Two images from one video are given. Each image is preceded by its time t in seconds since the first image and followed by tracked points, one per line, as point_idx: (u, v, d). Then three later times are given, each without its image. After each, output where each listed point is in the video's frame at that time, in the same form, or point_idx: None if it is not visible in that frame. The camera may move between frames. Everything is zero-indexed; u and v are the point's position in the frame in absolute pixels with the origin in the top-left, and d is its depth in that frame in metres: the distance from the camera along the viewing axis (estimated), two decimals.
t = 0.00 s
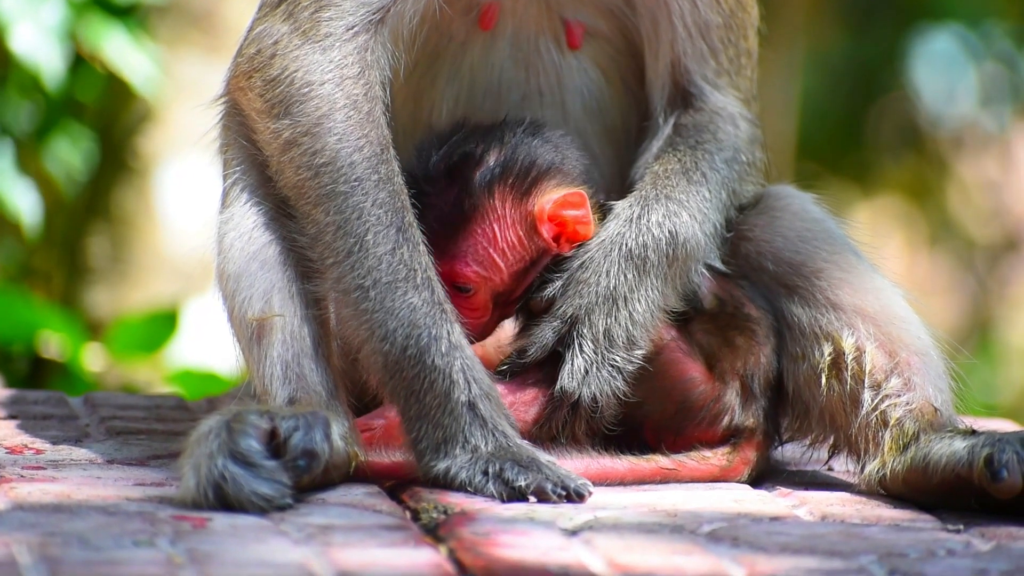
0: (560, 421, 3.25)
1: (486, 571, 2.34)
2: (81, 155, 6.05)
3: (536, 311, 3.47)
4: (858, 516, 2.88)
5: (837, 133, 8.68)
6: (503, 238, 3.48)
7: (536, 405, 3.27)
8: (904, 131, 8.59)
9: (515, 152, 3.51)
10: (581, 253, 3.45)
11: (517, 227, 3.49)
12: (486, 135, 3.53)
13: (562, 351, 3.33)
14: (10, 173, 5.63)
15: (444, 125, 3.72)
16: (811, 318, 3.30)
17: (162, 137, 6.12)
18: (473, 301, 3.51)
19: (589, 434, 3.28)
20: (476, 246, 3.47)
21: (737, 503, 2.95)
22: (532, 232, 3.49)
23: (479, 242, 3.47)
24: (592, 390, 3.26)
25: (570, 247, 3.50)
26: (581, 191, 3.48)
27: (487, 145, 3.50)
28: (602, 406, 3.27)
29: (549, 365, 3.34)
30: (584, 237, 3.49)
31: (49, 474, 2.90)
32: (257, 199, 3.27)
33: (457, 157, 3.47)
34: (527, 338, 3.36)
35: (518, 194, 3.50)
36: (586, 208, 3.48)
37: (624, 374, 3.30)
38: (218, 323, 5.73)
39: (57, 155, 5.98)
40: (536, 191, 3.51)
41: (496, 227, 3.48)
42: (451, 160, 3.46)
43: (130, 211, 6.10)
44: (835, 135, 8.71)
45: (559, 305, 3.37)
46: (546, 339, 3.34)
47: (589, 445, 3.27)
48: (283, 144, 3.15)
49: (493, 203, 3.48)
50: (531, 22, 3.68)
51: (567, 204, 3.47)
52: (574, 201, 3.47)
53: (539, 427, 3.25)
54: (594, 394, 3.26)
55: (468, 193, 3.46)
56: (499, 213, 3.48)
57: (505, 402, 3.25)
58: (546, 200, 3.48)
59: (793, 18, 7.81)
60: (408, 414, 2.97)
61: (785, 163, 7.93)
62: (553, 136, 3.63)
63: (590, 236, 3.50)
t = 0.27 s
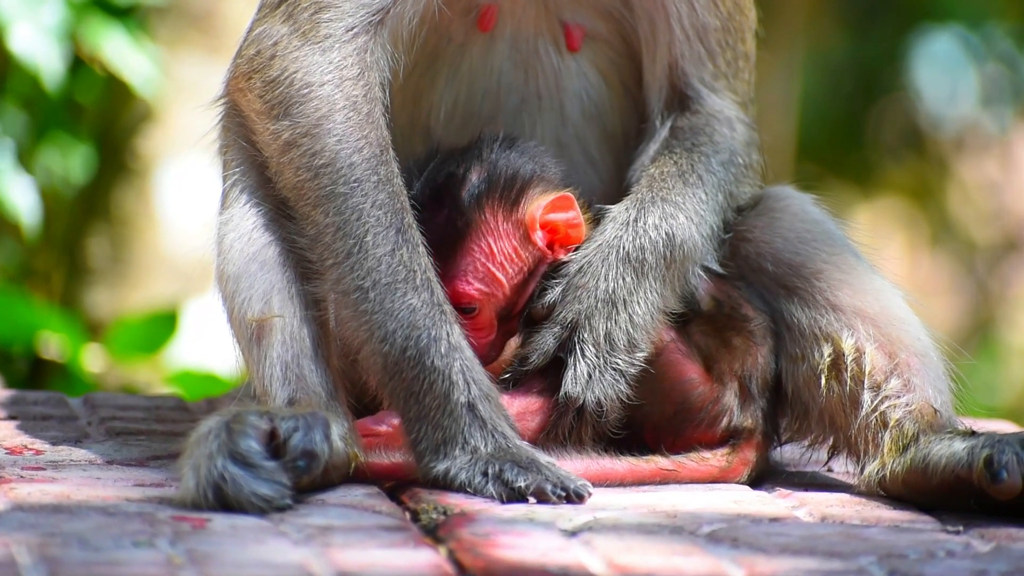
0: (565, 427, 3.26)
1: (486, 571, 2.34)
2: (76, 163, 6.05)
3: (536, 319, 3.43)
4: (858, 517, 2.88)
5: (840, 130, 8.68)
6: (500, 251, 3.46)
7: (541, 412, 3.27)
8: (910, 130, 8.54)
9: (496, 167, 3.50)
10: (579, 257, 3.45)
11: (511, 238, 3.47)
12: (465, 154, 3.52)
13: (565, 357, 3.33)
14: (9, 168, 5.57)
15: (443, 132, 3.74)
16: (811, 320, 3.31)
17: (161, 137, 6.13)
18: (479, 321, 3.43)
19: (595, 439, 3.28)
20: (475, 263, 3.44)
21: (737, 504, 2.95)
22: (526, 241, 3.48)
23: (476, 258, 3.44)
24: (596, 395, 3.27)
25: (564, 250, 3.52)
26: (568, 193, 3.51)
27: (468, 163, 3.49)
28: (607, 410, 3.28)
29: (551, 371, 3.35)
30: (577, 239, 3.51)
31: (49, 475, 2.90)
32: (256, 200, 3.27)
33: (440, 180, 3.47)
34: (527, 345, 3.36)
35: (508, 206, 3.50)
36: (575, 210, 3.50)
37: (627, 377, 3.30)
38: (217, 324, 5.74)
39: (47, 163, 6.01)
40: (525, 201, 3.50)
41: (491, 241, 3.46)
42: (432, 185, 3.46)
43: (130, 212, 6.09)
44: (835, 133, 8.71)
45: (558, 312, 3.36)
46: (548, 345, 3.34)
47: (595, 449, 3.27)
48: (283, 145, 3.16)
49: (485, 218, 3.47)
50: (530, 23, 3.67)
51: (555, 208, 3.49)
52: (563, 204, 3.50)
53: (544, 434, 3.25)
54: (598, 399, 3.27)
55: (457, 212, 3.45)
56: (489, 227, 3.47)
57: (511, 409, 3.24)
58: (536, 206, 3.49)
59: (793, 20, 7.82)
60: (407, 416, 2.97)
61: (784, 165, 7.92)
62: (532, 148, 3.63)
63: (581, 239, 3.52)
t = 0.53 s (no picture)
0: (584, 434, 3.27)
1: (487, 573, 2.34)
2: (78, 166, 6.13)
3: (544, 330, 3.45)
4: (859, 519, 2.88)
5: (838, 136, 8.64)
6: (502, 255, 3.49)
7: (558, 422, 3.27)
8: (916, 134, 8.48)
9: (497, 175, 3.51)
10: (580, 262, 3.46)
11: (513, 243, 3.51)
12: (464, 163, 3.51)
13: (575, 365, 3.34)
14: (9, 174, 5.62)
15: (442, 134, 3.73)
16: (812, 321, 3.31)
17: (163, 139, 6.11)
18: (475, 325, 3.44)
19: (619, 444, 3.28)
20: (477, 263, 3.46)
21: (737, 505, 2.94)
22: (527, 249, 3.52)
23: (479, 259, 3.46)
24: (612, 400, 3.27)
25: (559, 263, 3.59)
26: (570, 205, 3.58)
27: (469, 172, 3.48)
28: (625, 414, 3.28)
29: (564, 380, 3.35)
30: (575, 249, 3.57)
31: (50, 476, 2.90)
32: (256, 203, 3.27)
33: (443, 183, 3.46)
34: (537, 358, 3.38)
35: (510, 213, 3.52)
36: (575, 221, 3.57)
37: (641, 379, 3.30)
38: (219, 327, 5.75)
39: (50, 165, 6.07)
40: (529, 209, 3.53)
41: (494, 245, 3.49)
42: (434, 190, 3.45)
43: (131, 213, 6.10)
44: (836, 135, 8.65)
45: (563, 321, 3.38)
46: (557, 355, 3.35)
47: (620, 454, 3.27)
48: (282, 148, 3.16)
49: (488, 221, 3.50)
50: (529, 25, 3.67)
51: (555, 219, 3.55)
52: (564, 216, 3.57)
53: (569, 441, 3.25)
54: (614, 403, 3.27)
55: (461, 215, 3.46)
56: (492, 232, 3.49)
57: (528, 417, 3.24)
58: (539, 215, 3.54)
59: (795, 22, 7.82)
60: (408, 418, 2.97)
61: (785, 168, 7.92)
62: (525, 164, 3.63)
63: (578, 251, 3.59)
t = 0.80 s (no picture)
0: (580, 429, 3.25)
1: (488, 573, 2.34)
2: (80, 166, 6.16)
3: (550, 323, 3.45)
4: (860, 519, 2.88)
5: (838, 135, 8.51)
6: (535, 229, 3.54)
7: (547, 420, 3.26)
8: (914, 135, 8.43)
9: (543, 151, 3.55)
10: (593, 259, 3.47)
11: (547, 220, 3.56)
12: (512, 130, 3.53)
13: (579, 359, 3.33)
14: (14, 161, 5.46)
15: (444, 133, 3.71)
16: (814, 321, 3.31)
17: (164, 139, 6.11)
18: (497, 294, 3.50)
19: (609, 440, 3.27)
20: (510, 234, 3.48)
21: (739, 505, 2.94)
22: (560, 228, 3.57)
23: (512, 230, 3.49)
24: (610, 397, 3.26)
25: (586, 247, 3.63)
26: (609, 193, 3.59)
27: (516, 141, 3.49)
28: (621, 412, 3.27)
29: (566, 374, 3.34)
30: (607, 239, 3.59)
31: (51, 476, 2.90)
32: (259, 202, 3.27)
33: (488, 150, 3.45)
34: (541, 349, 3.35)
35: (550, 188, 3.57)
36: (613, 211, 3.58)
37: (641, 379, 3.30)
38: (221, 327, 5.75)
39: (51, 166, 6.10)
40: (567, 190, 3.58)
41: (529, 217, 3.53)
42: (478, 155, 3.42)
43: (133, 214, 6.10)
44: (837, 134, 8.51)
45: (573, 314, 3.37)
46: (562, 349, 3.34)
47: (610, 452, 3.26)
48: (286, 146, 3.16)
49: (527, 192, 3.53)
50: (533, 26, 3.67)
51: (594, 203, 3.57)
52: (601, 202, 3.57)
53: (557, 436, 3.25)
54: (612, 400, 3.26)
55: (502, 182, 3.46)
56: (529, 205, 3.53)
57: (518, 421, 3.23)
58: (578, 197, 3.57)
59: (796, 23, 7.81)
60: (410, 417, 2.97)
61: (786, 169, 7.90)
62: (569, 144, 3.67)
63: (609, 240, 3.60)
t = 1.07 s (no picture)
0: (579, 427, 3.24)
1: (488, 572, 2.34)
2: (79, 165, 6.14)
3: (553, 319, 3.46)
4: (861, 518, 2.88)
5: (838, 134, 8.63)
6: (537, 223, 3.54)
7: (550, 415, 3.26)
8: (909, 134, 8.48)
9: (554, 145, 3.56)
10: (597, 258, 3.47)
11: (551, 214, 3.57)
12: (525, 124, 3.56)
13: (581, 358, 3.32)
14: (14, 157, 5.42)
15: (444, 132, 3.70)
16: (815, 320, 3.31)
17: (163, 138, 6.12)
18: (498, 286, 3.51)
19: (608, 438, 3.26)
20: (511, 228, 3.49)
21: (740, 504, 2.95)
22: (565, 223, 3.57)
23: (514, 223, 3.50)
24: (610, 395, 3.25)
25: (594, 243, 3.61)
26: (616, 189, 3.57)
27: (526, 135, 3.52)
28: (621, 410, 3.26)
29: (568, 373, 3.33)
30: (613, 234, 3.58)
31: (52, 476, 2.90)
32: (260, 201, 3.26)
33: (497, 142, 3.48)
34: (545, 346, 3.36)
35: (557, 182, 3.59)
36: (620, 207, 3.56)
37: (642, 379, 3.29)
38: (222, 326, 5.74)
39: (51, 166, 6.05)
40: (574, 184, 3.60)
41: (531, 211, 3.54)
42: (488, 146, 3.46)
43: (132, 214, 6.10)
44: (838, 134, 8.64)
45: (575, 312, 3.37)
46: (565, 346, 3.34)
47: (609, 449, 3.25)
48: (287, 146, 3.15)
49: (532, 186, 3.55)
50: (535, 26, 3.67)
51: (600, 199, 3.56)
52: (607, 198, 3.56)
53: (556, 434, 3.24)
54: (612, 399, 3.25)
55: (507, 175, 3.49)
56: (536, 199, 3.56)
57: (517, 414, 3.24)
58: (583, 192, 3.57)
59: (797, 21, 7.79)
60: (411, 416, 2.97)
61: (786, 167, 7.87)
62: (587, 136, 3.69)
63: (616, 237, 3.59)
